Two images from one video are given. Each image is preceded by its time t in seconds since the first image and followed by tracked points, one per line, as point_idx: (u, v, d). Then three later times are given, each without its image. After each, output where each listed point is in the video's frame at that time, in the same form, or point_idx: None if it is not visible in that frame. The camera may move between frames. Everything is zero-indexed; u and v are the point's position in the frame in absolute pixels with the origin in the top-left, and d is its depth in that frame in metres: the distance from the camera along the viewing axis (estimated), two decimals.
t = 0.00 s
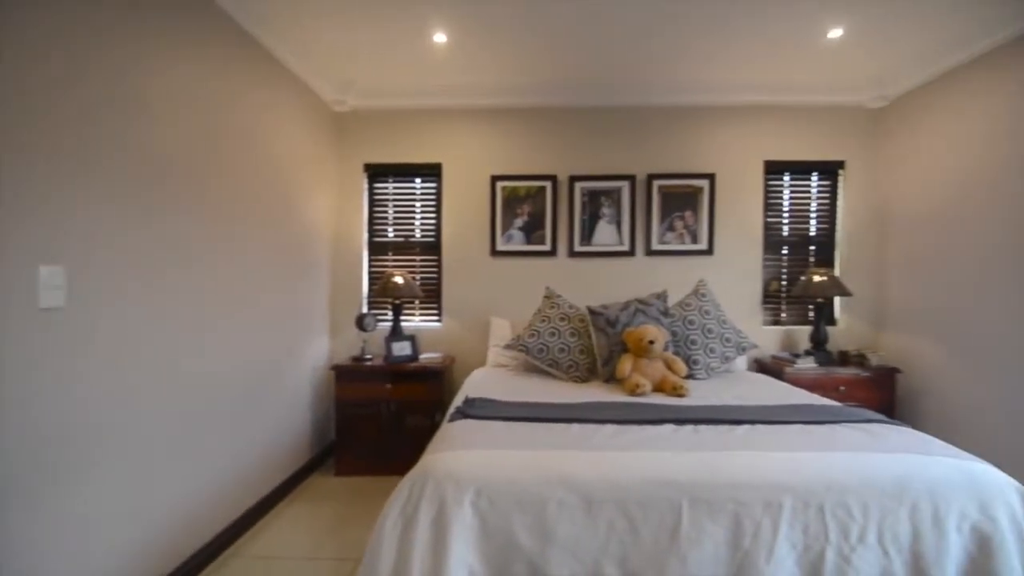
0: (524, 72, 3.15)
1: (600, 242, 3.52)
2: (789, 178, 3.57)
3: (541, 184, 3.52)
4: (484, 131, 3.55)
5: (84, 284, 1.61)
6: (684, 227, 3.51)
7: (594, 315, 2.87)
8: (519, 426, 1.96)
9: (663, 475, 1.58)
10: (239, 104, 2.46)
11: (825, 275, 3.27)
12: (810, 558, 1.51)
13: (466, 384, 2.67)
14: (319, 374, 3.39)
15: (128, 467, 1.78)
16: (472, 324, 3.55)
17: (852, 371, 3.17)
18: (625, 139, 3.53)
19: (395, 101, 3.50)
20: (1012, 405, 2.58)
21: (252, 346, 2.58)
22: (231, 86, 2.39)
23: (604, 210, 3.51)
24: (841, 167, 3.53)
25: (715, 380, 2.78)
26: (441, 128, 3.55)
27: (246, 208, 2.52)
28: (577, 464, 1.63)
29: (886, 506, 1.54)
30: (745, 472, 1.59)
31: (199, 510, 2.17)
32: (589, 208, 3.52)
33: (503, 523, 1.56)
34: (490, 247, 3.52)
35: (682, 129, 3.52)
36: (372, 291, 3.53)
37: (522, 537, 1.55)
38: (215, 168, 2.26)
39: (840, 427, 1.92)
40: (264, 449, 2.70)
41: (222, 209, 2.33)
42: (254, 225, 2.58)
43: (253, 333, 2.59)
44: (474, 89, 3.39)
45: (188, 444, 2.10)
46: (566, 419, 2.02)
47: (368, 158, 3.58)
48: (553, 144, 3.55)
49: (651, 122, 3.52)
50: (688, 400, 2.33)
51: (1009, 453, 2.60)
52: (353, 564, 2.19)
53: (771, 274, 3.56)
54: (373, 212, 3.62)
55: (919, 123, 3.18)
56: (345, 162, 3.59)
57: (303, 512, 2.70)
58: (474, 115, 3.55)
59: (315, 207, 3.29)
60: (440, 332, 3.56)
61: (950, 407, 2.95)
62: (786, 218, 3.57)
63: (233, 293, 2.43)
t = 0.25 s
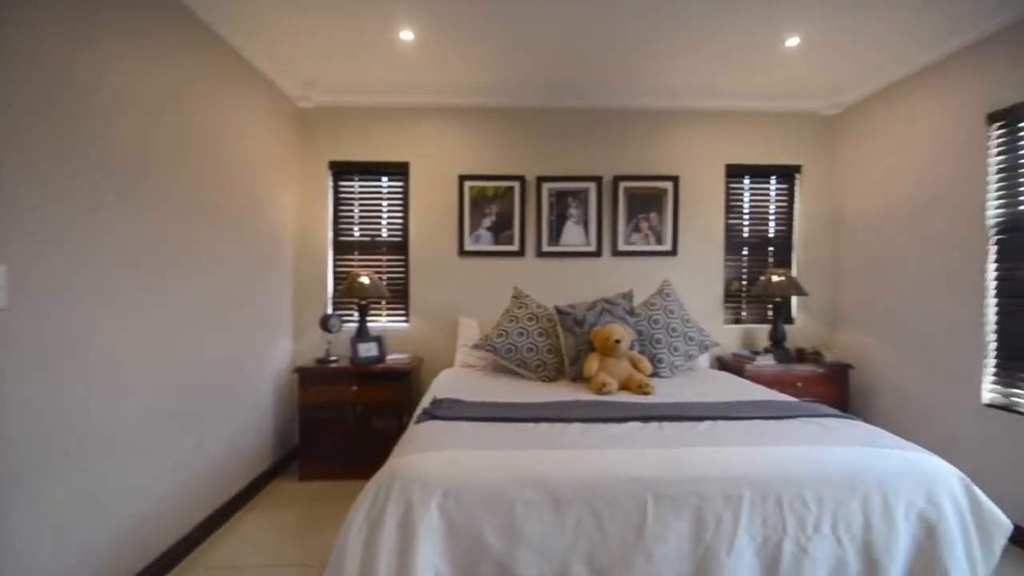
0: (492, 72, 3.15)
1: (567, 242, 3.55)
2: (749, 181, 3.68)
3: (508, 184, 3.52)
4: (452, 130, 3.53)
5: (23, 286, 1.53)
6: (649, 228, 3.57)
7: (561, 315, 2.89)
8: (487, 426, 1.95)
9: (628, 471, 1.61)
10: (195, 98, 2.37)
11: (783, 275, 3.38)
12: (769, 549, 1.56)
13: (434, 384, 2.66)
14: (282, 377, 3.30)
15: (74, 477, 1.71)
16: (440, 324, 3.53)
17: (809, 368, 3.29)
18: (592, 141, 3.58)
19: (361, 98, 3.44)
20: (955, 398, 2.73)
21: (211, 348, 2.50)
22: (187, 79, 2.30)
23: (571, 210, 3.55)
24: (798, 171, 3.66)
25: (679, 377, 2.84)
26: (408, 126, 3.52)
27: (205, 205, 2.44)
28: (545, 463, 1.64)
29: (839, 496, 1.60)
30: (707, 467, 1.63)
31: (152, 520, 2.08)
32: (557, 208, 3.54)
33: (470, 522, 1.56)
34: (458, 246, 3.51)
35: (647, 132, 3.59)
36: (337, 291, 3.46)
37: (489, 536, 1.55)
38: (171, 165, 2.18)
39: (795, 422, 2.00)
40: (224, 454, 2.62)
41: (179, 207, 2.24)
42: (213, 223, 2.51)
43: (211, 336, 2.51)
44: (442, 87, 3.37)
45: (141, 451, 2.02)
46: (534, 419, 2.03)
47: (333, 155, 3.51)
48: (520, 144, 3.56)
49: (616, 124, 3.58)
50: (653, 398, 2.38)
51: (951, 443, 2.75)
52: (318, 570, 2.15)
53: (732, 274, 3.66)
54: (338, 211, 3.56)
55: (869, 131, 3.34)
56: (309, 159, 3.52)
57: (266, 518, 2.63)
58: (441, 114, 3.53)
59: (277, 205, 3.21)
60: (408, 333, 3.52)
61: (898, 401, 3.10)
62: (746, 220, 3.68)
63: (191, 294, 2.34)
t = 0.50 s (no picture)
0: (462, 71, 3.14)
1: (538, 243, 3.56)
2: (715, 183, 3.77)
3: (479, 184, 3.51)
4: (422, 129, 3.51)
5: None
6: (618, 229, 3.62)
7: (532, 314, 2.90)
8: (457, 427, 1.94)
9: (597, 468, 1.63)
10: (152, 91, 2.29)
11: (746, 275, 3.47)
12: (734, 542, 1.60)
13: (403, 385, 2.63)
14: (246, 380, 3.21)
15: (14, 488, 1.63)
16: (410, 325, 3.49)
17: (771, 365, 3.39)
18: (562, 142, 3.60)
19: (328, 95, 3.39)
20: (908, 393, 2.85)
21: (167, 351, 2.41)
22: (142, 72, 2.23)
23: (541, 211, 3.56)
24: (761, 174, 3.77)
25: (647, 376, 2.88)
26: (377, 125, 3.47)
27: (162, 203, 2.36)
28: (515, 462, 1.64)
29: (800, 489, 1.65)
30: (674, 462, 1.66)
31: (103, 530, 2.00)
32: (527, 209, 3.55)
33: (440, 523, 1.54)
34: (429, 246, 3.48)
35: (616, 134, 3.64)
36: (304, 292, 3.39)
37: (459, 537, 1.54)
38: (124, 161, 2.10)
39: (758, 417, 2.06)
40: (182, 461, 2.53)
41: (133, 204, 2.16)
42: (171, 221, 2.43)
43: (169, 338, 2.42)
44: (411, 86, 3.34)
45: (89, 460, 1.93)
46: (505, 418, 2.03)
47: (300, 153, 3.44)
48: (491, 144, 3.56)
49: (586, 126, 3.61)
50: (622, 396, 2.41)
51: (903, 435, 2.88)
52: None
53: (699, 274, 3.74)
54: (305, 210, 3.48)
55: (828, 136, 3.46)
56: (275, 157, 3.43)
57: (228, 525, 2.56)
58: (410, 113, 3.50)
59: (241, 203, 3.13)
60: (377, 334, 3.47)
61: (856, 397, 3.22)
62: (711, 222, 3.76)
63: (148, 294, 2.26)
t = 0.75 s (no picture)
0: (433, 70, 3.12)
1: (508, 243, 3.56)
2: (681, 185, 3.84)
3: (449, 183, 3.49)
4: (391, 127, 3.47)
5: None
6: (587, 230, 3.65)
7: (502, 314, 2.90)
8: (427, 428, 1.93)
9: (566, 467, 1.64)
10: (108, 82, 2.19)
11: (712, 275, 3.55)
12: (699, 537, 1.63)
13: (372, 387, 2.59)
14: (207, 383, 3.11)
15: None
16: (379, 326, 3.45)
17: (735, 363, 3.48)
18: (533, 142, 3.62)
19: (294, 91, 3.31)
20: (863, 388, 2.98)
21: (126, 353, 2.32)
22: (100, 63, 2.13)
23: (512, 211, 3.57)
24: (725, 177, 3.86)
25: (616, 375, 2.92)
26: (345, 122, 3.42)
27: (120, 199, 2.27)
28: (485, 462, 1.64)
29: (762, 482, 1.70)
30: (642, 459, 1.69)
31: (55, 544, 1.90)
32: (498, 209, 3.55)
33: (409, 525, 1.53)
34: (398, 246, 3.44)
35: (585, 135, 3.67)
36: (268, 292, 3.30)
37: (428, 538, 1.52)
38: (80, 155, 2.01)
39: (723, 414, 2.11)
40: (141, 468, 2.43)
41: (90, 200, 2.07)
42: (130, 218, 2.33)
43: (127, 341, 2.33)
44: (380, 84, 3.30)
45: (42, 467, 1.84)
46: (475, 419, 2.02)
47: (264, 149, 3.35)
48: (461, 144, 3.54)
49: (556, 127, 3.64)
50: (591, 395, 2.43)
51: (859, 429, 2.99)
52: None
53: (666, 274, 3.81)
54: (269, 208, 3.40)
55: (789, 141, 3.58)
56: (238, 153, 3.34)
57: (189, 533, 2.47)
58: (379, 110, 3.45)
59: (203, 200, 3.03)
60: (345, 335, 3.41)
61: (815, 393, 3.33)
62: (678, 223, 3.84)
63: (104, 295, 2.17)
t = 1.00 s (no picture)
0: (400, 68, 3.09)
1: (477, 243, 3.56)
2: (647, 187, 3.91)
3: (417, 183, 3.46)
4: (357, 124, 3.41)
5: None
6: (556, 230, 3.68)
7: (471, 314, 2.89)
8: (394, 430, 1.90)
9: (535, 465, 1.65)
10: (58, 71, 2.09)
11: (677, 275, 3.62)
12: (665, 531, 1.66)
13: (338, 389, 2.54)
14: (164, 387, 2.99)
15: None
16: (346, 326, 3.39)
17: (700, 361, 3.56)
18: (501, 142, 3.62)
19: (257, 86, 3.22)
20: (820, 384, 3.09)
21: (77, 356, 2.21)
22: (48, 51, 2.03)
23: (481, 211, 3.56)
24: (689, 179, 3.95)
25: (584, 373, 2.95)
26: (310, 119, 3.35)
27: (71, 195, 2.16)
28: (454, 463, 1.63)
29: (725, 476, 1.74)
30: (609, 456, 1.71)
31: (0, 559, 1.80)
32: (466, 208, 3.54)
33: (376, 528, 1.50)
34: (365, 246, 3.39)
35: (553, 136, 3.70)
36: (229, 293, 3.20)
37: (396, 541, 1.51)
38: (25, 149, 1.91)
39: (688, 411, 2.15)
40: (95, 476, 2.32)
41: (37, 195, 1.97)
42: (82, 215, 2.22)
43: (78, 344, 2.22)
44: (346, 80, 3.25)
45: None
46: (443, 420, 2.00)
47: (225, 146, 3.25)
48: (429, 143, 3.51)
49: (524, 127, 3.65)
50: (559, 394, 2.45)
51: (817, 423, 3.11)
52: None
53: (633, 275, 3.87)
54: (230, 206, 3.29)
55: (750, 144, 3.68)
56: (198, 149, 3.23)
57: (146, 543, 2.37)
58: (345, 108, 3.40)
59: (160, 197, 2.92)
60: (310, 336, 3.34)
61: (775, 389, 3.44)
62: (645, 224, 3.90)
63: (54, 296, 2.06)
